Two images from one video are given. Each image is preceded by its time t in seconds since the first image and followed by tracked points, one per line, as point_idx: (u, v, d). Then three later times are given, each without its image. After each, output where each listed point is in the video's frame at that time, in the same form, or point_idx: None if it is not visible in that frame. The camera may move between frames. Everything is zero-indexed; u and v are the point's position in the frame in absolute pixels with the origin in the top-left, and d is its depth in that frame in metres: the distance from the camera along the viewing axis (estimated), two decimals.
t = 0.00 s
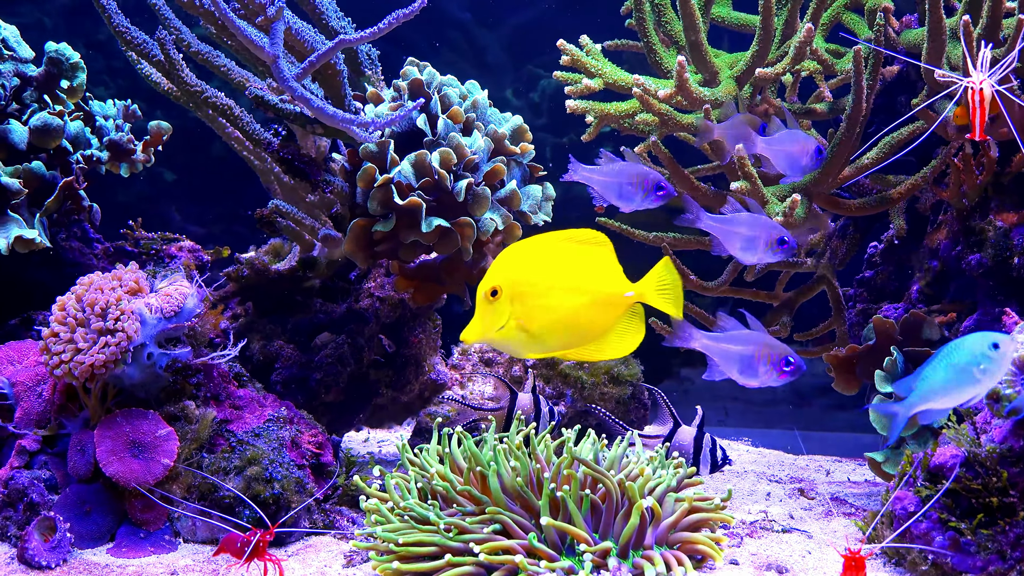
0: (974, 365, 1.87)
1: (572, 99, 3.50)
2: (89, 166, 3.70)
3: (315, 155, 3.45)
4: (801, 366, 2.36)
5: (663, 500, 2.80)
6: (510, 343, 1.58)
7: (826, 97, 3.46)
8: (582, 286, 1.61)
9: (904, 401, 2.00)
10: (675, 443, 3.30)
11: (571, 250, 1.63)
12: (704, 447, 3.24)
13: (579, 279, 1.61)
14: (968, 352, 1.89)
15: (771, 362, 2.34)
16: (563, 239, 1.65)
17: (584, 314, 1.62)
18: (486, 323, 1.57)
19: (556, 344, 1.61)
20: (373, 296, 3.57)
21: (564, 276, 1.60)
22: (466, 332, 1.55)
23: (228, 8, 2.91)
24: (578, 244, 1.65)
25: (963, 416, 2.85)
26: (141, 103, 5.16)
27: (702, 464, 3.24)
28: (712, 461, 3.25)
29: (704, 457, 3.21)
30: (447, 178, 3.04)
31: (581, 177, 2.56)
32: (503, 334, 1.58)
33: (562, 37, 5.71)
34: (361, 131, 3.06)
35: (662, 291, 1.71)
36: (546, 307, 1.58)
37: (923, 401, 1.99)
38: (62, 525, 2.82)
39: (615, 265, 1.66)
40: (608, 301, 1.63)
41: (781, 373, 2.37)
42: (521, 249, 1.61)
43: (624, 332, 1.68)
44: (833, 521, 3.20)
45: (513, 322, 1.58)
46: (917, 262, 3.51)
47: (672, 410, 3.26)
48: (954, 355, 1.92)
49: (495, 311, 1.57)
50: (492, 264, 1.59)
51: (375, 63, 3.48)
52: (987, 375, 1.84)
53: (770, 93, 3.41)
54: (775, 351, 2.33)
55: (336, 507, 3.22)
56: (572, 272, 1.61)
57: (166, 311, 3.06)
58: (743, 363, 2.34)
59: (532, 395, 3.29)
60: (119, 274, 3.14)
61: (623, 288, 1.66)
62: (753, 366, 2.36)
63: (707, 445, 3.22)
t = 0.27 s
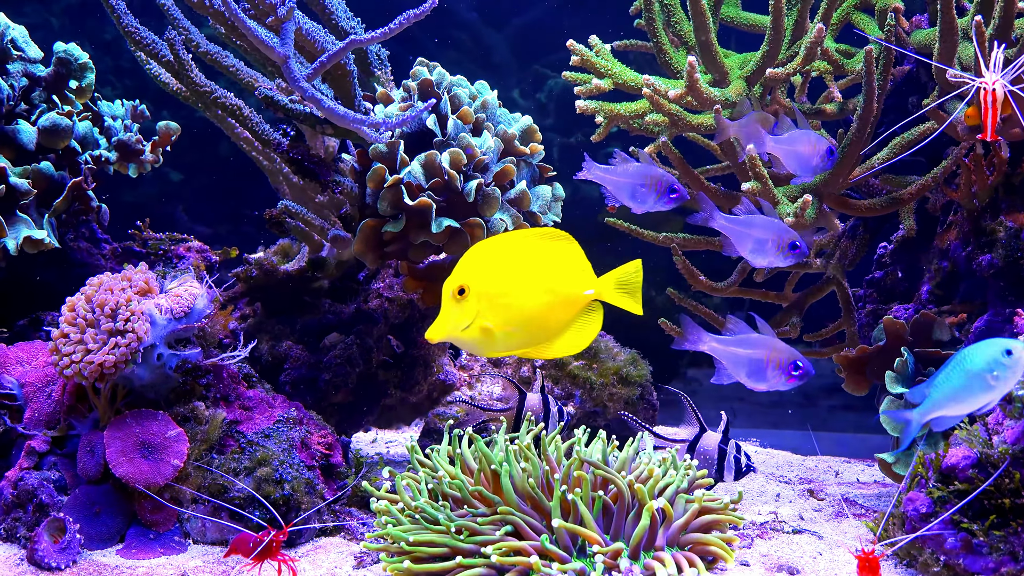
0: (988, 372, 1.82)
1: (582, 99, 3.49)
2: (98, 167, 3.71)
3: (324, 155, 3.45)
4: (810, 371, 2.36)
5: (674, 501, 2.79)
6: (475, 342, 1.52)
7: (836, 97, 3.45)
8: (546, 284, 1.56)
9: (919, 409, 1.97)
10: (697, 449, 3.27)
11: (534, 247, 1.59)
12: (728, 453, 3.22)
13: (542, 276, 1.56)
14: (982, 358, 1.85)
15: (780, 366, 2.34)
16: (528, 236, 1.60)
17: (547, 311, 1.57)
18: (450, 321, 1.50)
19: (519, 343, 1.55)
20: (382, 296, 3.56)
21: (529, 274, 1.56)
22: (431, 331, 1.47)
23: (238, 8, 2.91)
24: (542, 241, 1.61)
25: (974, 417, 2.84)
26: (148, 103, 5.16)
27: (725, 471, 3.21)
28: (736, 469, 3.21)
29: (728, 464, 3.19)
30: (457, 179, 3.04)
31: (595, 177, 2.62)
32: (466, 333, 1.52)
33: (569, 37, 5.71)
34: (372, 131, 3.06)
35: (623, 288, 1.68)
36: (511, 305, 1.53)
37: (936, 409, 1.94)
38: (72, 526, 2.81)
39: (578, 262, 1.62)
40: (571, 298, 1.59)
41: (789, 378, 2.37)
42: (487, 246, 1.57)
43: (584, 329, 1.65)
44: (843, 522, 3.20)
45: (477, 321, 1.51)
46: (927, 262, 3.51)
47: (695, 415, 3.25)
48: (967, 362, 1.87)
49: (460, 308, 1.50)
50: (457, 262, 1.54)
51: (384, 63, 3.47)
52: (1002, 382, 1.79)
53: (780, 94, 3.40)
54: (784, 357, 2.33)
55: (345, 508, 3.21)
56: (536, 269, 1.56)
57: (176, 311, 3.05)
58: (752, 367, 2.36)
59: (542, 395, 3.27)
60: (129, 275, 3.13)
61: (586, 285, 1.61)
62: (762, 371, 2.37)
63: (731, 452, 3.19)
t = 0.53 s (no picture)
0: (996, 378, 1.84)
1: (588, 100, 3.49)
2: (103, 168, 3.73)
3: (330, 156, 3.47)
4: (820, 372, 2.31)
5: (681, 502, 2.78)
6: (446, 342, 1.50)
7: (842, 98, 3.45)
8: (515, 282, 1.55)
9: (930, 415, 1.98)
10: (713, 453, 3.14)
11: (501, 245, 1.57)
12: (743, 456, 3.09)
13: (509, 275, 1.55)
14: (991, 365, 1.86)
15: (788, 368, 2.31)
16: (496, 233, 1.58)
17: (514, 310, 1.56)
18: (422, 321, 1.48)
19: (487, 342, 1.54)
20: (388, 297, 3.55)
21: (497, 272, 1.54)
22: (403, 330, 1.44)
23: (246, 9, 2.90)
24: (510, 238, 1.59)
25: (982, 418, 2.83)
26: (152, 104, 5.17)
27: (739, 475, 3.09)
28: (751, 474, 3.10)
29: (742, 467, 3.07)
30: (464, 180, 3.04)
31: (605, 179, 2.68)
32: (437, 333, 1.49)
33: (573, 38, 5.70)
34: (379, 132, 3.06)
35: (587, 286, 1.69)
36: (480, 305, 1.51)
37: (946, 414, 1.97)
38: (78, 528, 2.80)
39: (545, 260, 1.61)
40: (536, 296, 1.58)
41: (799, 380, 2.33)
42: (455, 245, 1.55)
43: (549, 327, 1.64)
44: (850, 523, 3.20)
45: (447, 321, 1.49)
46: (933, 263, 3.50)
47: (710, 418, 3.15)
48: (976, 368, 1.89)
49: (429, 309, 1.48)
50: (427, 262, 1.52)
51: (391, 64, 3.46)
52: (1011, 387, 1.80)
53: (787, 94, 3.40)
54: (791, 358, 2.29)
55: (352, 509, 3.21)
56: (503, 268, 1.55)
57: (183, 312, 3.04)
58: (759, 370, 2.34)
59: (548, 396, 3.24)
60: (136, 276, 3.13)
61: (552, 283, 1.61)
62: (770, 373, 2.34)
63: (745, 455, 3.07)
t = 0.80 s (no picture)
0: (1002, 387, 1.83)
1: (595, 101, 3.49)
2: (110, 168, 3.74)
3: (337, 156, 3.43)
4: (830, 371, 2.33)
5: (689, 504, 2.77)
6: (415, 346, 1.40)
7: (849, 98, 3.44)
8: (482, 282, 1.48)
9: (933, 426, 1.97)
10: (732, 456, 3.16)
11: (465, 243, 1.49)
12: (761, 458, 3.10)
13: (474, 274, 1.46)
14: (995, 375, 1.86)
15: (798, 369, 2.33)
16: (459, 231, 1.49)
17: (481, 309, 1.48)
18: (391, 325, 1.37)
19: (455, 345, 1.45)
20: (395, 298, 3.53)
21: (462, 272, 1.46)
22: (373, 335, 1.33)
23: (253, 10, 2.89)
24: (473, 235, 1.50)
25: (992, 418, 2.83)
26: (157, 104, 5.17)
27: (758, 476, 3.11)
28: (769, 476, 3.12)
29: (762, 469, 3.09)
30: (471, 180, 3.03)
31: (616, 184, 2.69)
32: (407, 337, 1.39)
33: (577, 38, 5.69)
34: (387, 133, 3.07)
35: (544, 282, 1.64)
36: (450, 306, 1.42)
37: (951, 425, 1.94)
38: (86, 529, 2.80)
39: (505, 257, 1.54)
40: (500, 295, 1.51)
41: (809, 380, 2.35)
42: (421, 245, 1.44)
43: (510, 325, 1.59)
44: (858, 524, 3.19)
45: (418, 323, 1.39)
46: (941, 263, 3.50)
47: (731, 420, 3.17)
48: (980, 377, 1.88)
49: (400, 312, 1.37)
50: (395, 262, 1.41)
51: (398, 65, 3.46)
52: (1016, 397, 1.79)
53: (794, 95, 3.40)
54: (800, 359, 2.31)
55: (359, 510, 3.20)
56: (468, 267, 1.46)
57: (190, 314, 3.03)
58: (768, 371, 2.35)
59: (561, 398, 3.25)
60: (143, 277, 3.12)
61: (513, 280, 1.54)
62: (779, 374, 2.35)
63: (764, 456, 3.09)
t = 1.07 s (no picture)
0: (1001, 398, 1.85)
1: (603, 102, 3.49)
2: (117, 169, 3.74)
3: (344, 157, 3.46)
4: (836, 371, 2.32)
5: (698, 506, 2.77)
6: (383, 351, 1.43)
7: (858, 98, 3.43)
8: (451, 284, 1.49)
9: (932, 435, 1.99)
10: (754, 461, 2.91)
11: (434, 247, 1.49)
12: (783, 462, 2.86)
13: (441, 278, 1.47)
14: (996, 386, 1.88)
15: (803, 369, 2.33)
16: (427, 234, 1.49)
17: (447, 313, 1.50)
18: (358, 331, 1.39)
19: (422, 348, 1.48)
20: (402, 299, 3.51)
21: (431, 277, 1.46)
22: (340, 342, 1.35)
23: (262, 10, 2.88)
24: (442, 238, 1.50)
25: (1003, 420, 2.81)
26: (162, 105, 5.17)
27: (780, 482, 2.87)
28: (792, 481, 2.87)
29: (784, 475, 2.84)
30: (480, 181, 3.03)
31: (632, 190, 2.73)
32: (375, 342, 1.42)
33: (582, 38, 5.68)
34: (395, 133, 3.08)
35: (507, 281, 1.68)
36: (417, 311, 1.44)
37: (951, 435, 1.96)
38: (94, 530, 2.79)
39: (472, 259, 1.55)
40: (467, 298, 1.53)
41: (815, 381, 2.34)
42: (389, 250, 1.44)
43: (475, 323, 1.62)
44: (866, 525, 3.19)
45: (385, 328, 1.42)
46: (950, 264, 3.49)
47: (752, 422, 2.90)
48: (980, 388, 1.90)
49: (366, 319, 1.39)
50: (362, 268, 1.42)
51: (405, 65, 3.46)
52: (1015, 408, 1.81)
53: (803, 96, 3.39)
54: (805, 359, 2.31)
55: (367, 511, 3.20)
56: (437, 271, 1.47)
57: (198, 314, 3.03)
58: (774, 372, 2.36)
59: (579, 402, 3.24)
60: (151, 278, 3.12)
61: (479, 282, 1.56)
62: (784, 375, 2.36)
63: (786, 460, 2.84)
